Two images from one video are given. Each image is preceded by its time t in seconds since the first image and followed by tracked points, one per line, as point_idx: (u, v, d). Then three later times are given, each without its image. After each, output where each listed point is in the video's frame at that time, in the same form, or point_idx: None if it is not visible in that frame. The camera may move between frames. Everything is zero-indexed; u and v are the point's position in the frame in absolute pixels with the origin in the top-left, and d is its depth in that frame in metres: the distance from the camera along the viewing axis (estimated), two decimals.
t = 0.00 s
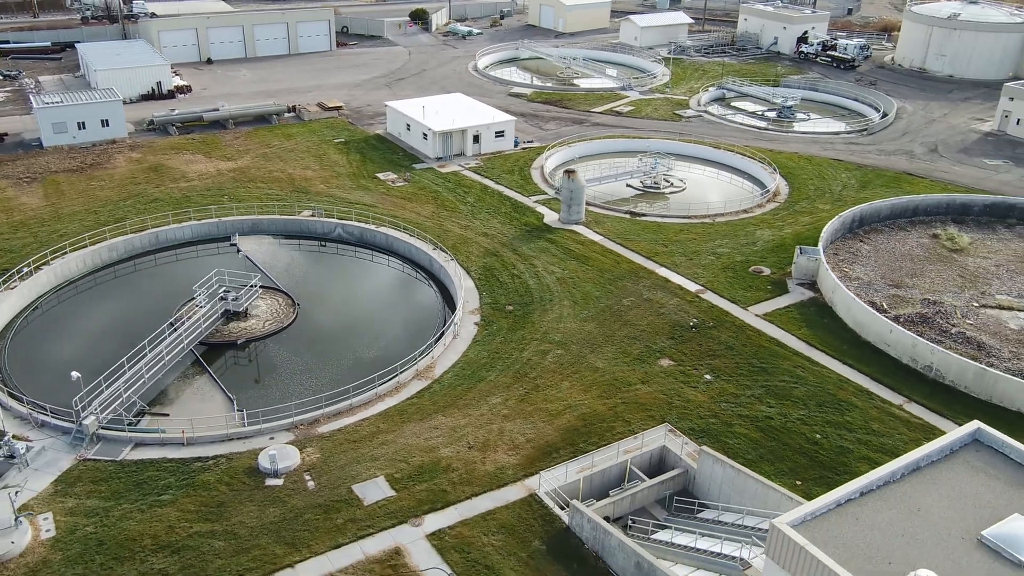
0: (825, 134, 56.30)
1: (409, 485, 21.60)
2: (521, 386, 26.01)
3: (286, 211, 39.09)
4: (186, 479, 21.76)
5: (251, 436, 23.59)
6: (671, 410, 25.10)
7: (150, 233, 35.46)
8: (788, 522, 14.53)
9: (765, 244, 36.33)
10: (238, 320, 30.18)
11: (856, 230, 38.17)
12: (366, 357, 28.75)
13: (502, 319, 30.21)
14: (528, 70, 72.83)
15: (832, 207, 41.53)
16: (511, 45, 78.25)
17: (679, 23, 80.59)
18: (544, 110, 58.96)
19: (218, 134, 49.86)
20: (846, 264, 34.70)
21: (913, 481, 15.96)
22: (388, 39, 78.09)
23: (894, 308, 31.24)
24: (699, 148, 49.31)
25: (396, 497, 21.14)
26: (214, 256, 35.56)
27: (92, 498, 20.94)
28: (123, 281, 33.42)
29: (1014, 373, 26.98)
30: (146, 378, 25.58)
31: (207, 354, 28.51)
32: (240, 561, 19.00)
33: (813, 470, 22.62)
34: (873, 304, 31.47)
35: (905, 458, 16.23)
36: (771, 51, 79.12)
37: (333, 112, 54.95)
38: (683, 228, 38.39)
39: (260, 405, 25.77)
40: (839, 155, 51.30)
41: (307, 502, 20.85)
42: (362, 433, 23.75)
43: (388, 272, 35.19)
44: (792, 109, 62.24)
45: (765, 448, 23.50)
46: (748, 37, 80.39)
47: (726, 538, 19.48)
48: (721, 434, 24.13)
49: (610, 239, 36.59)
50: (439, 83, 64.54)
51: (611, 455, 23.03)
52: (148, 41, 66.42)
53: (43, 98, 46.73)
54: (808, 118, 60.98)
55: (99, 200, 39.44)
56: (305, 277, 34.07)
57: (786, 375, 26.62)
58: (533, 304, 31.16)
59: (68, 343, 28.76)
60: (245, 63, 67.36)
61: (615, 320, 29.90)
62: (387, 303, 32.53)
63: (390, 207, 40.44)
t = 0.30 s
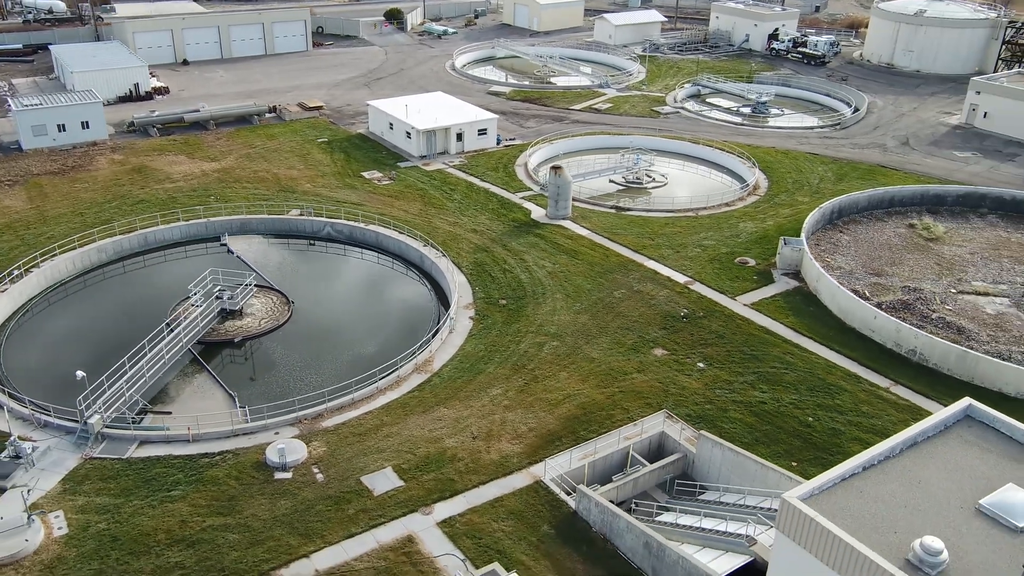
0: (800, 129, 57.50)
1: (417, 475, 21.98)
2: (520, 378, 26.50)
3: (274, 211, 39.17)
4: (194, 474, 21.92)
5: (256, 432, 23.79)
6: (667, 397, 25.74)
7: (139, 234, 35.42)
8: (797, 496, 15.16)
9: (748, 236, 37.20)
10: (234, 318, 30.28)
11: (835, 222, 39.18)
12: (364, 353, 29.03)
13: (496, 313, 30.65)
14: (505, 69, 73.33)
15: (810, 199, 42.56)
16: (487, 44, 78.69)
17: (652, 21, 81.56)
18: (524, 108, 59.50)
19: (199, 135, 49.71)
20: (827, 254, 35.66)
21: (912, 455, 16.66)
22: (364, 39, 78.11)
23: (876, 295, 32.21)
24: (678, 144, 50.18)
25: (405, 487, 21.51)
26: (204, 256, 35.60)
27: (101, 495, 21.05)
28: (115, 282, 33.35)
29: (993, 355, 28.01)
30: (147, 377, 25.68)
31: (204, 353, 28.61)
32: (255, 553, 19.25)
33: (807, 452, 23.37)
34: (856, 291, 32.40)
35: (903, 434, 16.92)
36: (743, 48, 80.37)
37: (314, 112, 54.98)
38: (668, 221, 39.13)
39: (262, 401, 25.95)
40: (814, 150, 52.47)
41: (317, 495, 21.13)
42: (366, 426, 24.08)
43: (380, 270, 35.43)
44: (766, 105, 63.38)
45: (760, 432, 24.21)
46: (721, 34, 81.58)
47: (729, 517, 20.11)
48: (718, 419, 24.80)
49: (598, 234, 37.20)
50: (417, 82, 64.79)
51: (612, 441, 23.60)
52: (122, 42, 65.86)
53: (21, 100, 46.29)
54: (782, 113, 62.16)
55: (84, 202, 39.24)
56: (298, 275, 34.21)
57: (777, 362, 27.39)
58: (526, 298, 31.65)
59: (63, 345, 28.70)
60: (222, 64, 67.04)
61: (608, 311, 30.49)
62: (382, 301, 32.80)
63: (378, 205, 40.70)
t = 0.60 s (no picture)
0: (774, 123, 58.61)
1: (423, 465, 22.38)
2: (518, 369, 27.01)
3: (262, 210, 39.25)
4: (202, 469, 22.13)
5: (260, 427, 24.01)
6: (662, 384, 26.39)
7: (127, 235, 35.36)
8: (802, 471, 15.85)
9: (731, 228, 38.03)
10: (228, 317, 30.42)
11: (814, 213, 40.18)
12: (361, 349, 29.28)
13: (489, 307, 31.09)
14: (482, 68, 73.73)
15: (789, 192, 43.55)
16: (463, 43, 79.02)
17: (625, 19, 82.43)
18: (503, 105, 59.96)
19: (180, 136, 49.52)
20: (808, 245, 36.61)
21: (907, 431, 17.43)
22: (339, 39, 78.03)
23: (857, 283, 33.18)
24: (657, 140, 51.02)
25: (412, 477, 21.91)
26: (193, 257, 35.64)
27: (111, 492, 21.18)
28: (105, 284, 33.30)
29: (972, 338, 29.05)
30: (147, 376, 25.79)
31: (201, 351, 28.71)
32: (269, 544, 19.54)
33: (800, 434, 24.14)
34: (838, 280, 33.34)
35: (899, 411, 17.69)
36: (714, 45, 81.52)
37: (294, 112, 54.96)
38: (653, 215, 39.84)
39: (263, 398, 26.14)
40: (789, 144, 53.59)
41: (326, 486, 21.46)
42: (370, 419, 24.43)
43: (371, 268, 35.67)
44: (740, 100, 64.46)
45: (754, 416, 24.94)
46: (693, 31, 82.67)
47: (731, 497, 20.80)
48: (713, 404, 25.48)
49: (585, 228, 37.80)
50: (396, 81, 64.96)
51: (611, 428, 24.19)
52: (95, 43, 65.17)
53: None
54: (756, 108, 63.27)
55: (69, 204, 39.02)
56: (289, 274, 34.36)
57: (767, 349, 28.17)
58: (519, 291, 32.14)
59: (58, 346, 28.67)
60: (197, 65, 66.65)
61: (599, 303, 31.09)
62: (376, 297, 33.11)
63: (365, 202, 40.93)
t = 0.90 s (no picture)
0: (749, 119, 59.74)
1: (429, 456, 22.81)
2: (515, 361, 27.52)
3: (249, 210, 39.32)
4: (210, 465, 22.35)
5: (264, 423, 24.23)
6: (657, 373, 27.05)
7: (115, 237, 35.27)
8: (806, 449, 16.55)
9: (714, 221, 38.87)
10: (223, 316, 30.56)
11: (793, 205, 41.19)
12: (357, 346, 29.55)
13: (482, 301, 31.55)
14: (458, 67, 74.11)
15: (767, 185, 44.55)
16: (438, 42, 79.32)
17: (598, 18, 83.27)
18: (482, 104, 60.43)
19: (161, 138, 49.31)
20: (789, 236, 37.59)
21: (901, 409, 18.21)
22: (314, 39, 77.93)
23: (839, 272, 34.17)
24: (636, 136, 51.84)
25: (419, 467, 22.34)
26: (183, 258, 35.67)
27: (120, 490, 21.33)
28: (95, 286, 33.22)
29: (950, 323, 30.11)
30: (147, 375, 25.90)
31: (198, 351, 28.82)
32: (283, 535, 19.86)
33: (792, 417, 24.92)
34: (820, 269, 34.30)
35: (892, 391, 18.48)
36: (686, 43, 82.65)
37: (274, 112, 54.92)
38: (637, 210, 40.58)
39: (263, 395, 26.35)
40: (765, 139, 54.69)
41: (335, 478, 21.80)
42: (373, 412, 24.79)
43: (362, 267, 35.91)
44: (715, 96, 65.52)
45: (746, 401, 25.68)
46: (665, 30, 83.76)
47: (731, 478, 21.51)
48: (706, 390, 26.20)
49: (572, 224, 38.42)
50: (373, 81, 65.13)
51: (610, 416, 24.78)
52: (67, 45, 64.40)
53: None
54: (730, 104, 64.39)
55: (53, 207, 38.78)
56: (281, 274, 34.51)
57: (755, 337, 28.99)
58: (510, 286, 32.64)
59: (52, 349, 28.59)
60: (172, 67, 66.21)
61: (590, 296, 31.71)
62: (367, 295, 33.41)
63: (352, 201, 41.15)
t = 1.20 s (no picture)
0: (723, 115, 60.82)
1: (432, 446, 23.24)
2: (511, 353, 28.06)
3: (234, 210, 39.37)
4: (216, 461, 22.56)
5: (266, 418, 24.45)
6: (650, 362, 27.73)
7: (102, 239, 35.17)
8: (806, 427, 17.28)
9: (695, 214, 39.71)
10: (217, 315, 30.69)
11: (771, 198, 42.20)
12: (352, 343, 29.85)
13: (474, 296, 32.01)
14: (433, 66, 74.41)
15: (745, 179, 45.52)
16: (412, 42, 79.51)
17: (570, 16, 84.02)
18: (460, 103, 60.85)
19: (140, 139, 49.02)
20: (769, 228, 38.56)
21: (892, 388, 19.03)
22: (287, 39, 77.70)
23: (819, 262, 35.16)
24: (615, 133, 52.58)
25: (424, 457, 22.77)
26: (170, 259, 35.67)
27: (128, 486, 21.49)
28: (83, 289, 33.14)
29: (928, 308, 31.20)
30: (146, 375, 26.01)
31: (193, 349, 28.93)
32: (295, 526, 20.20)
33: (782, 401, 25.73)
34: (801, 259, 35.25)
35: (882, 370, 19.30)
36: (658, 41, 83.71)
37: (253, 113, 54.79)
38: (620, 204, 41.28)
39: (262, 392, 26.58)
40: (739, 134, 55.76)
41: (342, 470, 22.15)
42: (374, 405, 25.17)
43: (352, 265, 36.14)
44: (688, 93, 66.54)
45: (737, 386, 26.44)
46: (636, 28, 84.77)
47: (728, 459, 22.24)
48: (698, 377, 26.93)
49: (557, 219, 39.01)
50: (350, 81, 65.20)
51: (606, 404, 25.40)
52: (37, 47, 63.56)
53: None
54: (704, 100, 65.46)
55: (36, 210, 38.49)
56: (271, 273, 34.67)
57: (743, 325, 29.81)
58: (501, 280, 33.15)
59: (46, 352, 28.53)
60: (146, 68, 65.68)
61: (580, 289, 32.33)
62: (358, 292, 33.66)
63: (338, 200, 41.33)
